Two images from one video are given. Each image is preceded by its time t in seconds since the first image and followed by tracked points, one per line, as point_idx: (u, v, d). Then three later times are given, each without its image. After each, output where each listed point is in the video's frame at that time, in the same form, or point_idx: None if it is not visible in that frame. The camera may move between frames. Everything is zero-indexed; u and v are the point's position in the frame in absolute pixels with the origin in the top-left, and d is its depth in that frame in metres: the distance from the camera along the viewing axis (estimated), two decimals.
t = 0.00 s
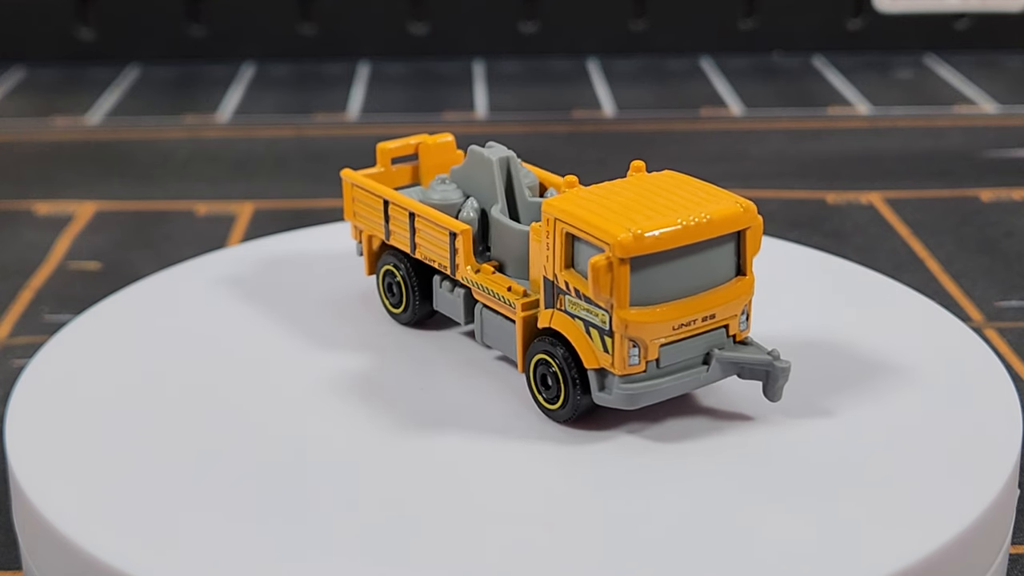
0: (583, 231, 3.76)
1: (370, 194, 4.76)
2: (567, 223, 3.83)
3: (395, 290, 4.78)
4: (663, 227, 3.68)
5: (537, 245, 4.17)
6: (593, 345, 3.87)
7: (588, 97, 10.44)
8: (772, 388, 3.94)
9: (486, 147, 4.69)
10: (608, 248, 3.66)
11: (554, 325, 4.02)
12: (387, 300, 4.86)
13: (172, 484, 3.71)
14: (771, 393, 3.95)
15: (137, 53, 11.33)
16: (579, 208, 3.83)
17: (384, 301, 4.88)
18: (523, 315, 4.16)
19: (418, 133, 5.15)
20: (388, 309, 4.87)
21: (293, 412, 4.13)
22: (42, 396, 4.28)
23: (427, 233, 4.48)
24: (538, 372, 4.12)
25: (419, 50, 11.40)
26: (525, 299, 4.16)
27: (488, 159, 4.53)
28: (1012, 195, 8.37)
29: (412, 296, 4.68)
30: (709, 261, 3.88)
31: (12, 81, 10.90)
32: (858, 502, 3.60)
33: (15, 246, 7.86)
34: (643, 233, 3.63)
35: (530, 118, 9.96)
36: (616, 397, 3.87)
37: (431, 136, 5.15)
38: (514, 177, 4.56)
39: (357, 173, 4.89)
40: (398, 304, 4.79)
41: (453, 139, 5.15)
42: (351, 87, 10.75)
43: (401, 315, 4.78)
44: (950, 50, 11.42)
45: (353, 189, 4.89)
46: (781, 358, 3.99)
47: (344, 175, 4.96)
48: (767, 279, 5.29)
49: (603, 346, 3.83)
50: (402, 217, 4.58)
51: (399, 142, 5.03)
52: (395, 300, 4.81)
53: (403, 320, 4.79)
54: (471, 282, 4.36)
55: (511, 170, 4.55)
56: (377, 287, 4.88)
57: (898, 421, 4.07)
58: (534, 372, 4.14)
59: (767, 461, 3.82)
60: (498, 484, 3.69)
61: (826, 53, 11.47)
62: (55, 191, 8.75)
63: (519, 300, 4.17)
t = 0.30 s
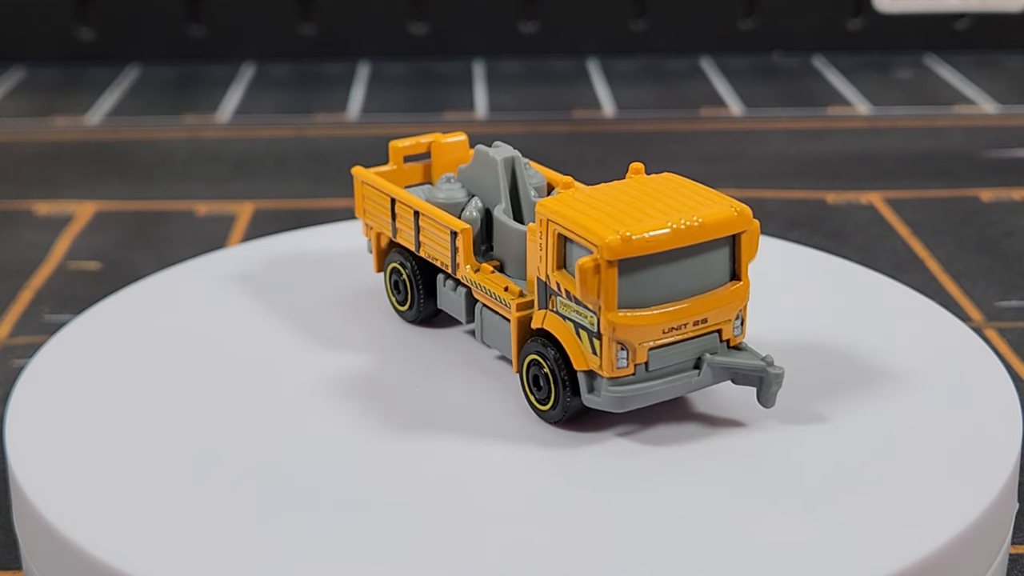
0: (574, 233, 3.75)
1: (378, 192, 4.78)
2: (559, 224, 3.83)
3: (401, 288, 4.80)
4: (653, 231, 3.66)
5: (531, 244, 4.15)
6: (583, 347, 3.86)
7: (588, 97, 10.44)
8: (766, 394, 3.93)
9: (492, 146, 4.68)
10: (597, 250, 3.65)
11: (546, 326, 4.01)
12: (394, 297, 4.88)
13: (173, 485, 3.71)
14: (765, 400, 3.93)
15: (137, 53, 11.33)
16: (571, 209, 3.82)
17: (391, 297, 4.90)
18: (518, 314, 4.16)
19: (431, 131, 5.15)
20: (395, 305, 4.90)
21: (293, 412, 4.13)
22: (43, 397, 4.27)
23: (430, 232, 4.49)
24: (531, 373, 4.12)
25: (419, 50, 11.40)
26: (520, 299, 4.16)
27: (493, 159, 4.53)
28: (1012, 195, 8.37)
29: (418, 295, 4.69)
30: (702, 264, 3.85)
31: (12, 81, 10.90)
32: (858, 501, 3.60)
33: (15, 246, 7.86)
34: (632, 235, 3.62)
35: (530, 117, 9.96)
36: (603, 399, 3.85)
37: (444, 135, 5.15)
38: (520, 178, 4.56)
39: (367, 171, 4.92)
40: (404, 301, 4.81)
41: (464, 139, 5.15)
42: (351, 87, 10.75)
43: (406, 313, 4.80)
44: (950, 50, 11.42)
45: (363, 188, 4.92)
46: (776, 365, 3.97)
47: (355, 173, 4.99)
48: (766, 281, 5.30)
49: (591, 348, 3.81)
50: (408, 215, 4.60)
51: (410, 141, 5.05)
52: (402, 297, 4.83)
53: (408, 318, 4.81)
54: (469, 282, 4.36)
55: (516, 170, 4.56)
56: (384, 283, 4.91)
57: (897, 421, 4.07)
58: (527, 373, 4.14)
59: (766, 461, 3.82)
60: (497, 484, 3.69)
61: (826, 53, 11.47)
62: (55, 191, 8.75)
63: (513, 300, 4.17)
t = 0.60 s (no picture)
0: (562, 234, 3.75)
1: (387, 190, 4.81)
2: (549, 225, 3.82)
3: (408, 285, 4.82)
4: (639, 234, 3.64)
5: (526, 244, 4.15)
6: (571, 348, 3.85)
7: (588, 97, 10.44)
8: (756, 401, 3.89)
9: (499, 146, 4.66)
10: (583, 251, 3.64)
11: (536, 327, 4.02)
12: (402, 293, 4.91)
13: (173, 485, 3.71)
14: (755, 407, 3.90)
15: (137, 53, 11.33)
16: (561, 211, 3.81)
17: (399, 294, 4.93)
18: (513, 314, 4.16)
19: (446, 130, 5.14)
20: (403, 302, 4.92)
21: (292, 412, 4.13)
22: (43, 397, 4.27)
23: (434, 230, 4.51)
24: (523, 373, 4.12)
25: (419, 50, 11.40)
26: (514, 299, 4.16)
27: (500, 159, 4.48)
28: (1012, 195, 8.37)
29: (423, 292, 4.72)
30: (693, 268, 3.82)
31: (12, 81, 10.90)
32: (857, 502, 3.60)
33: (15, 246, 7.85)
34: (616, 238, 3.60)
35: (530, 117, 9.96)
36: (588, 402, 3.85)
37: (459, 133, 5.13)
38: (525, 179, 4.51)
39: (379, 168, 4.96)
40: (411, 298, 4.84)
41: (479, 138, 5.13)
42: (351, 87, 10.75)
43: (412, 310, 4.83)
44: (950, 50, 11.42)
45: (375, 184, 4.95)
46: (769, 373, 3.93)
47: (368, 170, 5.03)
48: (766, 281, 5.29)
49: (579, 350, 3.81)
50: (414, 213, 4.62)
51: (424, 139, 5.05)
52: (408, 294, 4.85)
53: (414, 315, 4.83)
54: (468, 280, 4.38)
55: (522, 171, 4.50)
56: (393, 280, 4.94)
57: (897, 421, 4.08)
58: (519, 373, 4.14)
59: (765, 462, 3.82)
60: (496, 485, 3.69)
61: (826, 52, 11.47)
62: (55, 191, 8.75)
63: (508, 300, 4.17)
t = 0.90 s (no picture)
0: (552, 235, 3.75)
1: (397, 188, 4.84)
2: (541, 226, 3.83)
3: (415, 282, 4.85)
4: (628, 236, 3.63)
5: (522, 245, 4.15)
6: (559, 350, 3.86)
7: (588, 97, 10.44)
8: (747, 407, 3.86)
9: (506, 146, 4.65)
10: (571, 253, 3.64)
11: (527, 328, 4.02)
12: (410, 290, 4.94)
13: (172, 485, 3.71)
14: (747, 412, 3.88)
15: (137, 53, 11.33)
16: (553, 212, 3.82)
17: (407, 291, 4.95)
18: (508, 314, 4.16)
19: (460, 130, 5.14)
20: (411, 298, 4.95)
21: (292, 412, 4.13)
22: (42, 396, 4.28)
23: (438, 229, 4.52)
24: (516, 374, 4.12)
25: (419, 50, 11.41)
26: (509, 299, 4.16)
27: (504, 159, 4.49)
28: (1012, 195, 8.37)
29: (429, 290, 4.74)
30: (685, 272, 3.82)
31: (11, 81, 10.90)
32: (857, 502, 3.60)
33: (15, 247, 7.85)
34: (604, 239, 3.60)
35: (530, 117, 9.96)
36: (575, 403, 3.85)
37: (473, 133, 5.13)
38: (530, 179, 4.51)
39: (392, 166, 4.99)
40: (417, 296, 4.86)
41: (493, 139, 5.11)
42: (351, 87, 10.75)
43: (419, 308, 4.85)
44: (950, 50, 11.42)
45: (387, 183, 4.99)
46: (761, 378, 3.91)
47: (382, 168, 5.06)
48: (765, 281, 5.29)
49: (567, 352, 3.81)
50: (420, 212, 4.64)
51: (437, 138, 5.05)
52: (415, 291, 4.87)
53: (421, 312, 4.85)
54: (467, 280, 4.39)
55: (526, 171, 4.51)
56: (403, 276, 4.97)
57: (897, 422, 4.07)
58: (511, 374, 4.15)
59: (764, 462, 3.82)
60: (495, 485, 3.69)
61: (826, 52, 11.47)
62: (55, 191, 8.75)
63: (503, 299, 4.18)
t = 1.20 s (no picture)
0: (540, 236, 3.76)
1: (407, 186, 4.88)
2: (531, 227, 3.83)
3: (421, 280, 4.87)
4: (614, 238, 3.64)
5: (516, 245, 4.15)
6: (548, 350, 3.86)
7: (588, 97, 10.44)
8: (736, 414, 3.86)
9: (514, 146, 4.64)
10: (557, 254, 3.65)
11: (519, 328, 4.03)
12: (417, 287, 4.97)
13: (172, 485, 3.71)
14: (736, 418, 3.87)
15: (137, 53, 11.33)
16: (543, 213, 3.82)
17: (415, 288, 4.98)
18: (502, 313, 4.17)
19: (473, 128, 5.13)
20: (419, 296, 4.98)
21: (291, 412, 4.13)
22: (42, 396, 4.28)
23: (442, 227, 4.56)
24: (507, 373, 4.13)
25: (419, 50, 11.41)
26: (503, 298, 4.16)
27: (510, 158, 4.47)
28: (1012, 195, 8.37)
29: (434, 288, 4.76)
30: (675, 276, 3.81)
31: (11, 81, 10.90)
32: (856, 502, 3.60)
33: (15, 247, 7.85)
34: (589, 241, 3.61)
35: (529, 117, 9.96)
36: (562, 404, 3.85)
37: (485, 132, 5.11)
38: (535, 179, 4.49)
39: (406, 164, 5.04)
40: (423, 294, 4.89)
41: (506, 138, 5.09)
42: (351, 87, 10.75)
43: (425, 305, 4.88)
44: (950, 50, 11.42)
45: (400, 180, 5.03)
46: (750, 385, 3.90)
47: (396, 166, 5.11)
48: (765, 281, 5.29)
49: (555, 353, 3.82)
50: (427, 210, 4.68)
51: (450, 137, 5.06)
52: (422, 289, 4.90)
53: (427, 310, 4.88)
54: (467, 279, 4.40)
55: (531, 170, 4.49)
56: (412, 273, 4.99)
57: (897, 422, 4.07)
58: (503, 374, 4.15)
59: (764, 462, 3.82)
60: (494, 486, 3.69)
61: (826, 52, 11.47)
62: (55, 191, 8.74)
63: (497, 298, 4.18)
